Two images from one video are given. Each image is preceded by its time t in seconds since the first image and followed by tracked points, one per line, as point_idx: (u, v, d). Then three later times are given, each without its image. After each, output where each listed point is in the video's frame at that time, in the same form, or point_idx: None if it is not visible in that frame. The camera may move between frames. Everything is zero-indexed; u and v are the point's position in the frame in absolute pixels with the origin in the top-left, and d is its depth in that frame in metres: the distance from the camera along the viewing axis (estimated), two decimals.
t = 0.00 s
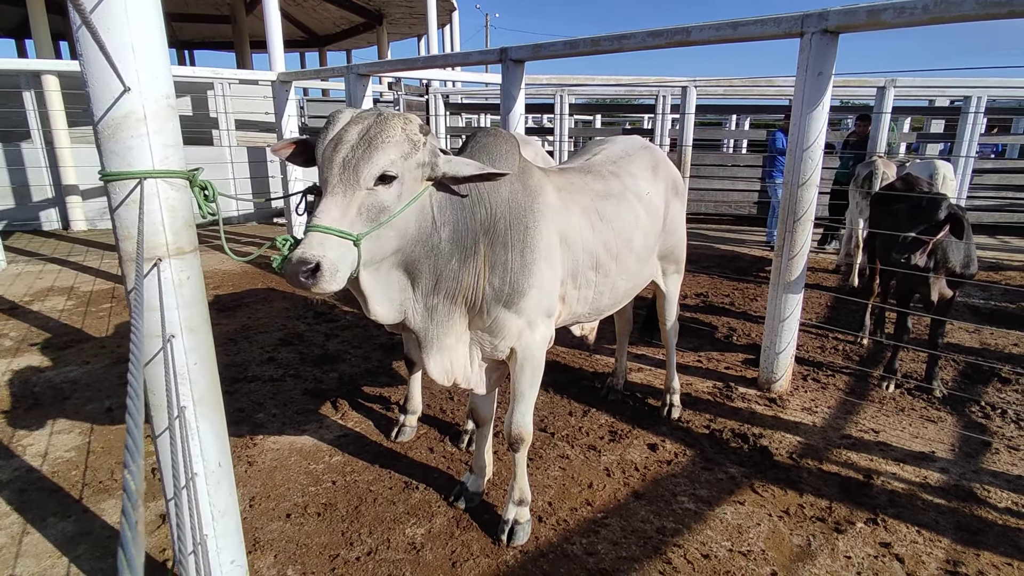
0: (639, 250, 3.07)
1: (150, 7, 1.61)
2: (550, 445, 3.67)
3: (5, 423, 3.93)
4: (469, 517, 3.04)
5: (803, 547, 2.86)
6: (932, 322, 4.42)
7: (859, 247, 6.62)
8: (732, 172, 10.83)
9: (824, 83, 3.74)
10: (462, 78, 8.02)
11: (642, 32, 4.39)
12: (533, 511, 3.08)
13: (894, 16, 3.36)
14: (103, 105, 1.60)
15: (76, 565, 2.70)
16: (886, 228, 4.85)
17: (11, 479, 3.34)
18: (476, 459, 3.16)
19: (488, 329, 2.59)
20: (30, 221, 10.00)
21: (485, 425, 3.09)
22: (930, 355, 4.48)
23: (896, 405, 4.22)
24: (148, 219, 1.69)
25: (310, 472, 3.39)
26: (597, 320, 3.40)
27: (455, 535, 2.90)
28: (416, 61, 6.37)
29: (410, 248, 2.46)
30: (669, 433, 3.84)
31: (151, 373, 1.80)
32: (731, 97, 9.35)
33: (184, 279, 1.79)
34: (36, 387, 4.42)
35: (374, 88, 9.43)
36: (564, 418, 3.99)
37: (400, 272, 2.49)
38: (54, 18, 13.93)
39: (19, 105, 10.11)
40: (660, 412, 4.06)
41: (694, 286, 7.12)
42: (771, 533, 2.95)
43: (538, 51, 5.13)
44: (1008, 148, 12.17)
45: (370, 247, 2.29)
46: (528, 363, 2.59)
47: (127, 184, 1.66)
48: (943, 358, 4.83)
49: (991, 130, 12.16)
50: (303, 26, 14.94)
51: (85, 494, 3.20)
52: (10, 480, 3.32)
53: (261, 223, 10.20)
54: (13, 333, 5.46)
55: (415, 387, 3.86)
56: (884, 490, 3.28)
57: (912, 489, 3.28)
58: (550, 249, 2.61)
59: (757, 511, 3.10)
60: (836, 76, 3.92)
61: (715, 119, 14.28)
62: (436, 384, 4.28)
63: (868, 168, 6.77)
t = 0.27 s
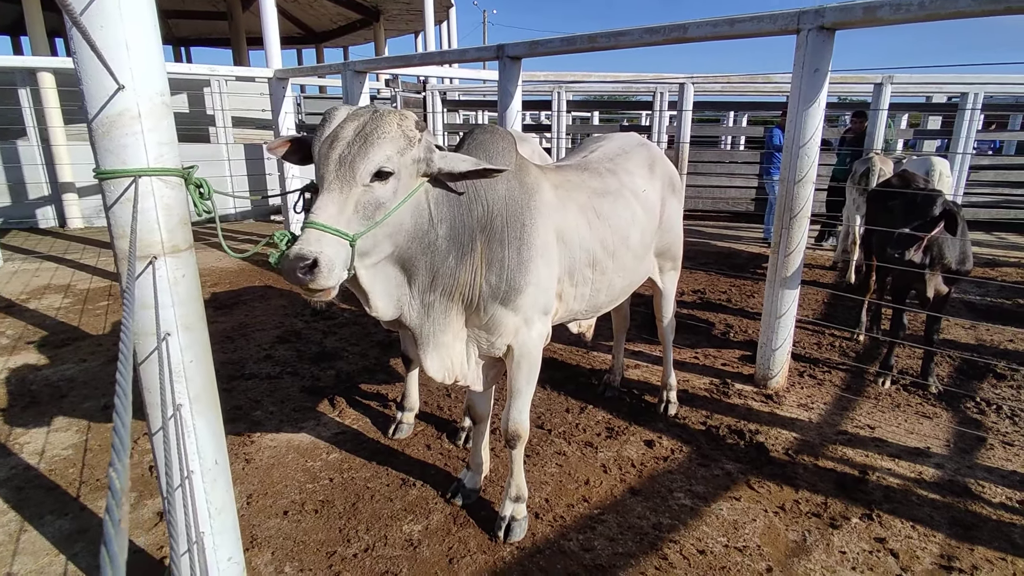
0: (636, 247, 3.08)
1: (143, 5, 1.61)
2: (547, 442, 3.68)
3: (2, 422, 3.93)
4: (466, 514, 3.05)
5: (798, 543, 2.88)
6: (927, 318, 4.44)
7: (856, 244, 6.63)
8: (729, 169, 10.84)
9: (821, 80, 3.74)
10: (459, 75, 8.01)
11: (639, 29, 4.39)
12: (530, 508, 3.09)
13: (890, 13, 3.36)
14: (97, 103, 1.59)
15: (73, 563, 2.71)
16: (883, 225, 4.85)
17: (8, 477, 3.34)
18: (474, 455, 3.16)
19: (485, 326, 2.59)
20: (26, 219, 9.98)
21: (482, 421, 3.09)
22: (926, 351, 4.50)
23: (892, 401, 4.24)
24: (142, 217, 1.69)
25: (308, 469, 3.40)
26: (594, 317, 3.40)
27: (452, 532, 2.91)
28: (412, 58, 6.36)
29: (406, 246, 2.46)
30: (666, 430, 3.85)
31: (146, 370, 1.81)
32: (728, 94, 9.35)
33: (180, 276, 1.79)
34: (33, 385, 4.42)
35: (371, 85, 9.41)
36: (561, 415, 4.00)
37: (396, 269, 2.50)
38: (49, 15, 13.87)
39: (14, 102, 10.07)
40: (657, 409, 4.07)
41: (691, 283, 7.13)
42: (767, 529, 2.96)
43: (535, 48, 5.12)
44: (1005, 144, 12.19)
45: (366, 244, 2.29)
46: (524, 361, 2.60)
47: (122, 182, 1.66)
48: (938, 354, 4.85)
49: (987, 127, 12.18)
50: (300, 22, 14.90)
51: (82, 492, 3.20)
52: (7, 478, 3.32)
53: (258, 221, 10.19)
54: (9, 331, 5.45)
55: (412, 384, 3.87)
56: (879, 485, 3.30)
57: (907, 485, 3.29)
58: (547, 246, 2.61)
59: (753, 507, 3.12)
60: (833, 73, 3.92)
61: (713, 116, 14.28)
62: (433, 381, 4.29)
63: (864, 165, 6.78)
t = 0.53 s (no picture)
0: (633, 243, 3.08)
1: None
2: (545, 437, 3.69)
3: None
4: (464, 509, 3.06)
5: (794, 536, 2.90)
6: (923, 314, 4.46)
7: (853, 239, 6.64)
8: (727, 164, 10.84)
9: (817, 75, 3.75)
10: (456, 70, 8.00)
11: (636, 24, 4.39)
12: (528, 503, 3.10)
13: (886, 8, 3.36)
14: (93, 99, 1.59)
15: (73, 559, 2.71)
16: (880, 220, 4.86)
17: (6, 474, 3.34)
18: (471, 451, 3.17)
19: (482, 322, 2.60)
20: (22, 216, 9.95)
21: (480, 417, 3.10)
22: (923, 346, 4.51)
23: (888, 395, 4.26)
24: (140, 213, 1.69)
25: (306, 465, 3.41)
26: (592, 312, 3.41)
27: (450, 527, 2.92)
28: (409, 53, 6.34)
29: (404, 241, 2.46)
30: (664, 425, 3.87)
31: (144, 367, 1.81)
32: (726, 89, 9.34)
33: (177, 272, 1.79)
34: (31, 382, 4.42)
35: (368, 80, 9.38)
36: (559, 410, 4.01)
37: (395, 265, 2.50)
38: (44, 11, 13.80)
39: (9, 99, 10.03)
40: (654, 404, 4.08)
41: (689, 278, 7.14)
42: (763, 523, 2.98)
43: (532, 43, 5.12)
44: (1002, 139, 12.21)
45: (363, 240, 2.29)
46: (522, 356, 2.60)
47: (118, 177, 1.66)
48: (935, 349, 4.87)
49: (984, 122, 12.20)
50: (297, 18, 14.85)
51: (81, 488, 3.21)
52: (5, 475, 3.32)
53: (255, 217, 10.17)
54: (6, 328, 5.45)
55: (410, 380, 3.87)
56: (875, 479, 3.32)
57: (902, 478, 3.31)
58: (544, 242, 2.61)
59: (749, 501, 3.13)
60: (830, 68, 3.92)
61: (711, 111, 14.27)
62: (431, 377, 4.29)
63: (862, 160, 6.79)
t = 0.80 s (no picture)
0: (630, 237, 3.08)
1: None
2: (543, 432, 3.70)
3: None
4: (463, 503, 3.07)
5: (792, 529, 2.91)
6: (920, 308, 4.47)
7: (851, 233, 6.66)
8: (724, 159, 10.85)
9: (815, 69, 3.75)
10: (454, 65, 7.98)
11: (633, 18, 4.38)
12: (526, 497, 3.11)
13: (884, 1, 3.36)
14: (90, 92, 1.59)
15: (72, 554, 2.72)
16: (876, 213, 4.86)
17: (5, 469, 3.34)
18: (470, 445, 3.18)
19: (480, 316, 2.60)
20: (19, 212, 9.91)
21: (478, 411, 3.10)
22: (919, 340, 4.53)
23: (885, 389, 4.28)
24: (138, 207, 1.69)
25: (305, 459, 3.41)
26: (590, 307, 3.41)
27: (450, 521, 2.93)
28: (407, 48, 6.33)
29: (402, 236, 2.46)
30: (662, 419, 3.88)
31: (143, 361, 1.81)
32: (723, 84, 9.34)
33: (176, 266, 1.79)
34: (28, 378, 4.42)
35: (366, 76, 9.36)
36: (557, 405, 4.02)
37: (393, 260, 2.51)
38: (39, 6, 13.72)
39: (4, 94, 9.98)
40: (652, 398, 4.09)
41: (687, 273, 7.15)
42: (761, 516, 3.00)
43: (530, 37, 5.11)
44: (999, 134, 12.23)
45: (362, 235, 2.30)
46: (520, 350, 2.61)
47: (117, 172, 1.65)
48: (931, 343, 4.89)
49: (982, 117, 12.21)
50: (293, 13, 14.79)
51: (80, 483, 3.21)
52: (4, 470, 3.33)
53: (253, 213, 10.15)
54: (3, 324, 5.43)
55: (409, 375, 3.88)
56: (872, 472, 3.33)
57: (899, 471, 3.33)
58: (542, 236, 2.61)
59: (747, 494, 3.15)
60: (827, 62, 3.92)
61: (708, 106, 14.26)
62: (430, 372, 4.29)
63: (859, 155, 6.79)
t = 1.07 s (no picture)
0: (628, 231, 3.08)
1: None
2: (542, 427, 3.71)
3: None
4: (461, 497, 3.08)
5: (789, 522, 2.93)
6: (917, 303, 4.49)
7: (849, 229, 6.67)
8: (723, 155, 10.85)
9: (813, 64, 3.75)
10: (452, 61, 7.97)
11: (631, 14, 4.39)
12: (525, 491, 3.12)
13: None
14: (89, 86, 1.59)
15: (72, 548, 2.73)
16: (875, 208, 4.84)
17: (4, 465, 3.35)
18: (469, 440, 3.19)
19: (478, 311, 2.61)
20: (16, 209, 9.90)
21: (477, 406, 3.11)
22: (916, 335, 4.55)
23: (882, 384, 4.29)
24: (137, 201, 1.69)
25: (305, 454, 3.42)
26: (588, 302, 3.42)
27: (449, 515, 2.94)
28: (404, 43, 6.32)
29: (399, 232, 2.47)
30: (659, 414, 3.89)
31: (141, 355, 1.81)
32: (722, 79, 9.34)
33: (176, 260, 1.80)
34: (27, 374, 4.42)
35: (363, 71, 9.35)
36: (555, 400, 4.03)
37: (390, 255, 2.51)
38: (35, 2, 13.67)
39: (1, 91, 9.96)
40: (650, 393, 4.11)
41: (685, 269, 7.17)
42: (758, 509, 3.01)
43: (528, 33, 5.11)
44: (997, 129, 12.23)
45: (362, 231, 2.30)
46: (517, 344, 2.62)
47: (115, 166, 1.65)
48: (928, 338, 4.90)
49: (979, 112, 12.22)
50: (291, 8, 14.75)
51: (80, 478, 3.22)
52: (4, 466, 3.33)
53: (251, 209, 10.15)
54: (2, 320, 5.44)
55: (407, 370, 3.89)
56: (868, 466, 3.35)
57: (895, 465, 3.35)
58: (540, 231, 2.62)
59: (744, 488, 3.17)
60: (825, 58, 3.93)
61: (707, 102, 14.26)
62: (428, 367, 4.30)
63: (857, 150, 6.80)
